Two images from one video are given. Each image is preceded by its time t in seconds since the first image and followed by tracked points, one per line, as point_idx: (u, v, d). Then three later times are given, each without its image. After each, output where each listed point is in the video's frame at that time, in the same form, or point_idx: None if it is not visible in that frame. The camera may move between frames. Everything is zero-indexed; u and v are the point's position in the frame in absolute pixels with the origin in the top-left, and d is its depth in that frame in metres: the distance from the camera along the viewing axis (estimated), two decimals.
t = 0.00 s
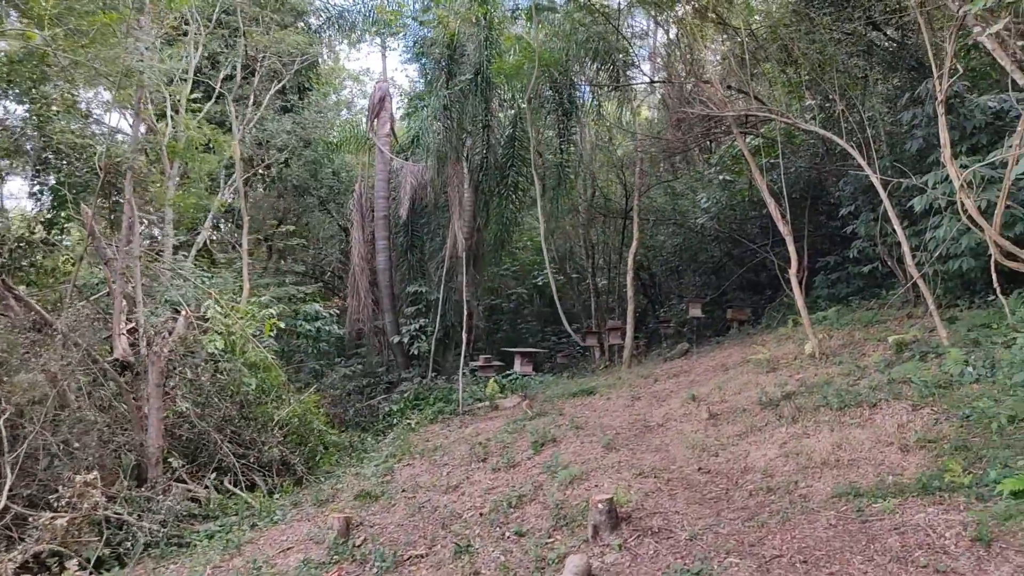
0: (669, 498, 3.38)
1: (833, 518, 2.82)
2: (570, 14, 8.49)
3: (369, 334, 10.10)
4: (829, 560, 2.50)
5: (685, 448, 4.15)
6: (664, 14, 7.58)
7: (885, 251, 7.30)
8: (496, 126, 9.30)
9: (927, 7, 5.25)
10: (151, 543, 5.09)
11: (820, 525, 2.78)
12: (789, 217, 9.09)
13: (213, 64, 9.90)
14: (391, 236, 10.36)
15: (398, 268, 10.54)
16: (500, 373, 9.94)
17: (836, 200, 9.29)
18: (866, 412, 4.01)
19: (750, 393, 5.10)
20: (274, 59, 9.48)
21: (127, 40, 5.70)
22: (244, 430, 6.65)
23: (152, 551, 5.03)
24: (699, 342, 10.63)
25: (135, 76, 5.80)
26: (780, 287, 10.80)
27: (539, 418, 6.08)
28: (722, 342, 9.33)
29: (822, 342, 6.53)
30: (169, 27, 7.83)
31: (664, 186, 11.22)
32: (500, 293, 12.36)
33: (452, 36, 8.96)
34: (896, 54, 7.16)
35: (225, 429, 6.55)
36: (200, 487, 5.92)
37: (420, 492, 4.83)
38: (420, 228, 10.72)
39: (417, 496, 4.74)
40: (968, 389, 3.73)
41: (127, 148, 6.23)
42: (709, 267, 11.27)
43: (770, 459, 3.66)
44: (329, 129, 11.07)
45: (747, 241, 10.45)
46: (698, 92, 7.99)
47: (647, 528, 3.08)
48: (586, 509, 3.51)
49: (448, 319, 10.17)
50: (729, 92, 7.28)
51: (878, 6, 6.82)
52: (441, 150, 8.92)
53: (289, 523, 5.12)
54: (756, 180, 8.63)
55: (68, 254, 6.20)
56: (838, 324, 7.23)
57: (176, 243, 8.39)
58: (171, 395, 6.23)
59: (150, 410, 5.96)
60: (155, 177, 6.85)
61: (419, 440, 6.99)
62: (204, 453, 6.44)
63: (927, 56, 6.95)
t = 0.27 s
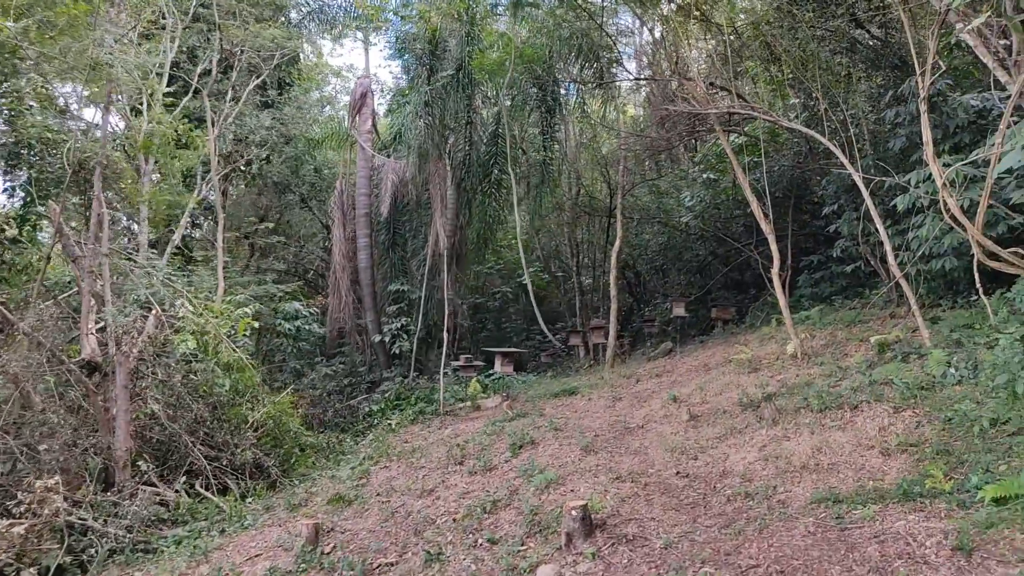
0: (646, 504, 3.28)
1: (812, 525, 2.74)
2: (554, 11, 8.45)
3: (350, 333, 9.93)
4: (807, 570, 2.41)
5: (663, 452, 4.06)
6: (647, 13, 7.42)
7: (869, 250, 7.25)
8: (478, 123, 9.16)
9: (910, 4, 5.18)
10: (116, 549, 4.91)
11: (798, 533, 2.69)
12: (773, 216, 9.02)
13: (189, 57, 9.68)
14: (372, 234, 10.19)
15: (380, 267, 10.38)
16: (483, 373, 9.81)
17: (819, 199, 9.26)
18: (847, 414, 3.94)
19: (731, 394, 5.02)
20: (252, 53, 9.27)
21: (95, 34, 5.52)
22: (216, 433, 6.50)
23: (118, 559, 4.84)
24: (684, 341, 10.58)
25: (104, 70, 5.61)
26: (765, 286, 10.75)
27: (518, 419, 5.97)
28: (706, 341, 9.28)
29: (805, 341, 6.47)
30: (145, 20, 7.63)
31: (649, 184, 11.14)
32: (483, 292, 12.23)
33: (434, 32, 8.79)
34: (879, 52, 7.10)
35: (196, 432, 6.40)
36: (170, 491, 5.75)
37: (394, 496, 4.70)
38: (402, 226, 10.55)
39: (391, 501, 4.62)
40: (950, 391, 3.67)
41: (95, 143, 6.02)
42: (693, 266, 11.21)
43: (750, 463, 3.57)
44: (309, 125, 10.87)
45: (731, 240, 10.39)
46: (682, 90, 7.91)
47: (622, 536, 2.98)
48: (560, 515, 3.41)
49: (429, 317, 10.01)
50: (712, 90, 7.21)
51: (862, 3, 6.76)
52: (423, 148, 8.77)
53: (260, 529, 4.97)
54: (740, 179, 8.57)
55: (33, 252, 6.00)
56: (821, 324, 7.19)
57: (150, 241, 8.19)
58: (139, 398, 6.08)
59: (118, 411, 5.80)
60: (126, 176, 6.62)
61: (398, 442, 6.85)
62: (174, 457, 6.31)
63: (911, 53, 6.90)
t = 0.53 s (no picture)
0: (625, 515, 3.17)
1: (795, 538, 2.65)
2: (538, 11, 8.29)
3: (331, 336, 9.72)
4: None
5: (645, 460, 3.94)
6: (634, 14, 7.29)
7: (853, 254, 7.21)
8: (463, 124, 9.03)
9: (896, 5, 5.11)
10: (80, 560, 4.71)
11: (781, 547, 2.60)
12: (757, 219, 8.97)
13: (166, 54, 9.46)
14: (354, 235, 10.01)
15: (362, 269, 10.20)
16: (467, 376, 9.68)
17: (804, 201, 9.23)
18: (832, 422, 3.84)
19: (715, 399, 4.94)
20: (230, 50, 9.06)
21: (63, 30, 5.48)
22: (189, 439, 6.30)
23: (82, 571, 4.62)
24: (669, 343, 10.51)
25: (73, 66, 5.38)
26: (749, 288, 10.70)
27: (498, 425, 5.84)
28: (691, 344, 9.21)
29: (789, 344, 6.40)
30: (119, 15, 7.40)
31: (634, 186, 11.05)
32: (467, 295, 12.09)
33: (416, 31, 8.66)
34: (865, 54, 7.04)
35: (168, 438, 6.20)
36: (139, 500, 5.55)
37: (370, 505, 4.56)
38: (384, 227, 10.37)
39: (365, 510, 4.48)
40: (936, 398, 3.60)
41: (63, 142, 5.78)
42: (679, 269, 11.15)
43: (733, 472, 3.49)
44: (289, 124, 10.65)
45: (717, 242, 10.33)
46: (667, 91, 7.83)
47: (600, 550, 2.86)
48: (537, 527, 3.29)
49: (412, 319, 9.85)
50: (697, 91, 7.13)
51: (847, 4, 6.68)
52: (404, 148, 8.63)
53: (231, 539, 4.81)
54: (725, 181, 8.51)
55: None
56: (806, 327, 7.13)
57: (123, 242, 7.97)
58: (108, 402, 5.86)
59: (84, 417, 5.57)
60: (96, 174, 6.39)
61: (377, 447, 6.69)
62: (144, 463, 6.09)
63: (896, 55, 6.87)
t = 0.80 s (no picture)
0: (614, 521, 3.08)
1: (788, 545, 2.57)
2: (530, 9, 8.31)
3: (319, 336, 9.53)
4: None
5: (635, 464, 3.86)
6: (625, 12, 7.21)
7: (845, 254, 7.15)
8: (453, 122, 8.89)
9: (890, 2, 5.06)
10: (54, 567, 4.58)
11: (773, 555, 2.51)
12: (749, 218, 8.91)
13: (151, 50, 9.30)
14: (343, 233, 9.87)
15: (351, 268, 10.03)
16: (456, 377, 9.58)
17: (796, 201, 9.19)
18: (825, 423, 3.77)
19: (706, 401, 4.86)
20: (216, 46, 8.91)
21: (40, 20, 5.11)
22: (171, 442, 6.18)
23: None
24: (661, 344, 10.44)
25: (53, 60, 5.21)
26: (741, 288, 10.65)
27: (487, 427, 5.74)
28: (682, 344, 9.16)
29: (781, 345, 6.33)
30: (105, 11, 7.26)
31: (625, 186, 10.99)
32: (457, 295, 11.98)
33: (405, 27, 8.57)
34: (858, 52, 6.99)
35: (149, 440, 6.07)
36: (119, 504, 5.42)
37: (354, 510, 4.47)
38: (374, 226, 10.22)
39: (349, 515, 4.38)
40: (931, 400, 3.54)
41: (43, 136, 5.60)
42: (670, 269, 11.09)
43: (724, 475, 3.41)
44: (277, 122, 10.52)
45: (708, 242, 10.28)
46: (658, 89, 7.76)
47: (588, 557, 2.77)
48: (522, 532, 3.21)
49: (401, 320, 9.72)
50: (687, 89, 7.08)
51: (839, 2, 6.64)
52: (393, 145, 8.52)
53: (212, 544, 4.69)
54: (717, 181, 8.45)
55: None
56: (798, 328, 7.07)
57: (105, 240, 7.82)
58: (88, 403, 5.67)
59: (62, 419, 5.36)
60: (76, 171, 6.24)
61: (364, 449, 6.58)
62: (125, 465, 6.01)
63: (888, 54, 6.83)
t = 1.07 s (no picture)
0: (602, 528, 3.02)
1: (778, 554, 2.51)
2: (520, 7, 8.14)
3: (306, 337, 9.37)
4: None
5: (624, 468, 3.79)
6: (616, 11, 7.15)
7: (836, 255, 7.12)
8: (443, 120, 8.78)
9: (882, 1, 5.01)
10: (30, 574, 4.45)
11: (765, 564, 2.46)
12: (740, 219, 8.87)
13: (136, 46, 9.14)
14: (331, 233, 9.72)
15: (339, 268, 9.88)
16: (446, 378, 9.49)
17: (787, 202, 9.16)
18: (816, 427, 3.72)
19: (696, 403, 4.81)
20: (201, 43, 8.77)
21: (17, 14, 4.98)
22: (151, 446, 6.07)
23: None
24: (651, 345, 10.40)
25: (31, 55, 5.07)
26: (732, 289, 10.62)
27: (475, 430, 5.65)
28: (673, 345, 9.11)
29: (771, 346, 6.29)
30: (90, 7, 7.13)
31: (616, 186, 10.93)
32: (447, 295, 11.88)
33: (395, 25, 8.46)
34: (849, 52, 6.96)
35: (128, 444, 5.97)
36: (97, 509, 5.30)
37: (338, 515, 4.38)
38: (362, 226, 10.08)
39: (333, 521, 4.29)
40: (924, 404, 3.50)
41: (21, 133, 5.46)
42: (661, 269, 11.05)
43: (715, 481, 3.35)
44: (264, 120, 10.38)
45: (699, 243, 10.24)
46: (649, 89, 7.71)
47: (575, 566, 2.71)
48: (509, 540, 3.14)
49: (390, 320, 9.59)
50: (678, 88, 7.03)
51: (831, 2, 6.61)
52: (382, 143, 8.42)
53: (193, 551, 4.58)
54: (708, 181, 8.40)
55: None
56: (788, 329, 7.04)
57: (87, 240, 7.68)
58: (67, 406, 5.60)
59: (39, 423, 5.28)
60: (56, 168, 6.09)
61: (350, 452, 6.47)
62: (104, 469, 5.89)
63: (879, 54, 6.80)
